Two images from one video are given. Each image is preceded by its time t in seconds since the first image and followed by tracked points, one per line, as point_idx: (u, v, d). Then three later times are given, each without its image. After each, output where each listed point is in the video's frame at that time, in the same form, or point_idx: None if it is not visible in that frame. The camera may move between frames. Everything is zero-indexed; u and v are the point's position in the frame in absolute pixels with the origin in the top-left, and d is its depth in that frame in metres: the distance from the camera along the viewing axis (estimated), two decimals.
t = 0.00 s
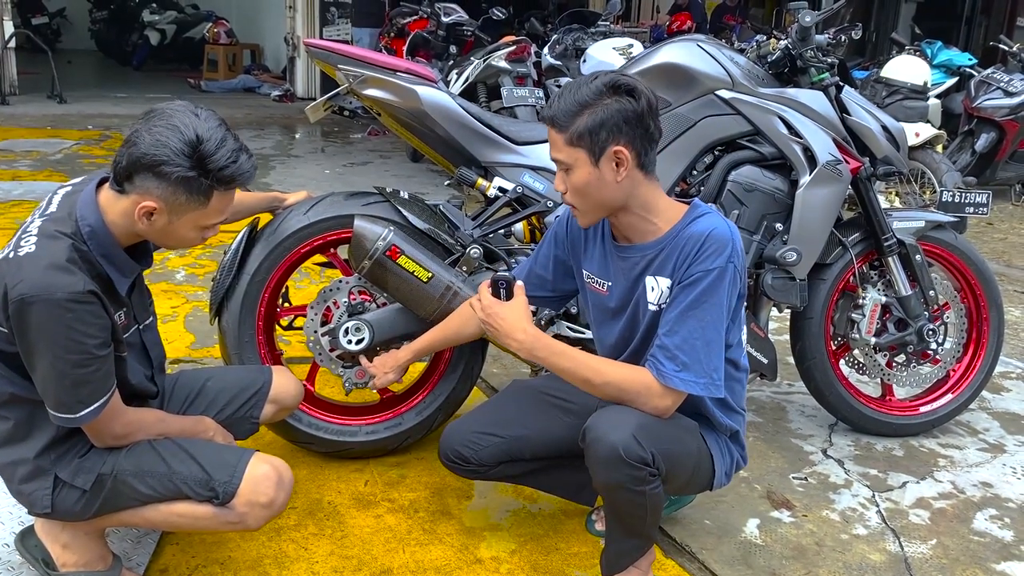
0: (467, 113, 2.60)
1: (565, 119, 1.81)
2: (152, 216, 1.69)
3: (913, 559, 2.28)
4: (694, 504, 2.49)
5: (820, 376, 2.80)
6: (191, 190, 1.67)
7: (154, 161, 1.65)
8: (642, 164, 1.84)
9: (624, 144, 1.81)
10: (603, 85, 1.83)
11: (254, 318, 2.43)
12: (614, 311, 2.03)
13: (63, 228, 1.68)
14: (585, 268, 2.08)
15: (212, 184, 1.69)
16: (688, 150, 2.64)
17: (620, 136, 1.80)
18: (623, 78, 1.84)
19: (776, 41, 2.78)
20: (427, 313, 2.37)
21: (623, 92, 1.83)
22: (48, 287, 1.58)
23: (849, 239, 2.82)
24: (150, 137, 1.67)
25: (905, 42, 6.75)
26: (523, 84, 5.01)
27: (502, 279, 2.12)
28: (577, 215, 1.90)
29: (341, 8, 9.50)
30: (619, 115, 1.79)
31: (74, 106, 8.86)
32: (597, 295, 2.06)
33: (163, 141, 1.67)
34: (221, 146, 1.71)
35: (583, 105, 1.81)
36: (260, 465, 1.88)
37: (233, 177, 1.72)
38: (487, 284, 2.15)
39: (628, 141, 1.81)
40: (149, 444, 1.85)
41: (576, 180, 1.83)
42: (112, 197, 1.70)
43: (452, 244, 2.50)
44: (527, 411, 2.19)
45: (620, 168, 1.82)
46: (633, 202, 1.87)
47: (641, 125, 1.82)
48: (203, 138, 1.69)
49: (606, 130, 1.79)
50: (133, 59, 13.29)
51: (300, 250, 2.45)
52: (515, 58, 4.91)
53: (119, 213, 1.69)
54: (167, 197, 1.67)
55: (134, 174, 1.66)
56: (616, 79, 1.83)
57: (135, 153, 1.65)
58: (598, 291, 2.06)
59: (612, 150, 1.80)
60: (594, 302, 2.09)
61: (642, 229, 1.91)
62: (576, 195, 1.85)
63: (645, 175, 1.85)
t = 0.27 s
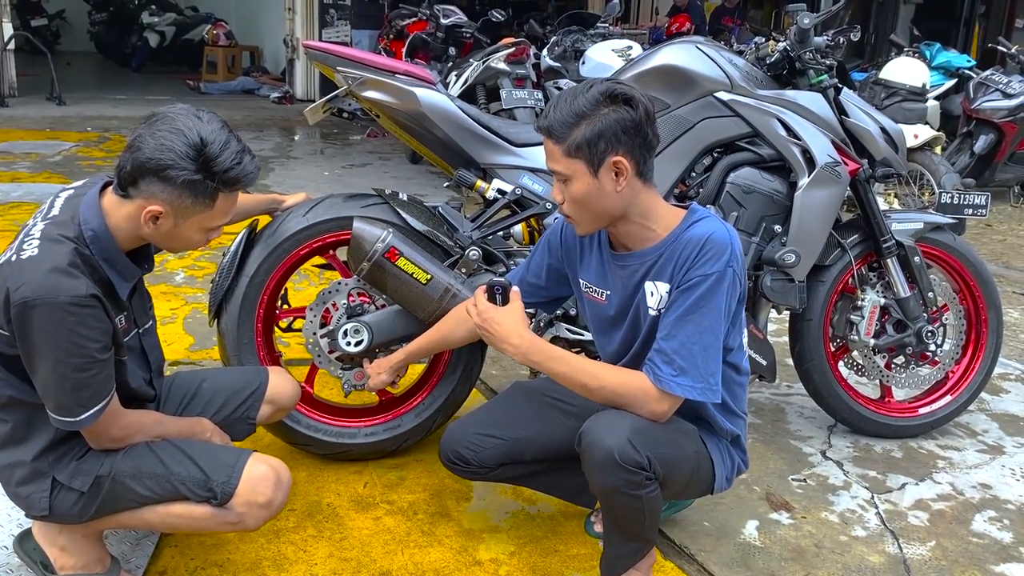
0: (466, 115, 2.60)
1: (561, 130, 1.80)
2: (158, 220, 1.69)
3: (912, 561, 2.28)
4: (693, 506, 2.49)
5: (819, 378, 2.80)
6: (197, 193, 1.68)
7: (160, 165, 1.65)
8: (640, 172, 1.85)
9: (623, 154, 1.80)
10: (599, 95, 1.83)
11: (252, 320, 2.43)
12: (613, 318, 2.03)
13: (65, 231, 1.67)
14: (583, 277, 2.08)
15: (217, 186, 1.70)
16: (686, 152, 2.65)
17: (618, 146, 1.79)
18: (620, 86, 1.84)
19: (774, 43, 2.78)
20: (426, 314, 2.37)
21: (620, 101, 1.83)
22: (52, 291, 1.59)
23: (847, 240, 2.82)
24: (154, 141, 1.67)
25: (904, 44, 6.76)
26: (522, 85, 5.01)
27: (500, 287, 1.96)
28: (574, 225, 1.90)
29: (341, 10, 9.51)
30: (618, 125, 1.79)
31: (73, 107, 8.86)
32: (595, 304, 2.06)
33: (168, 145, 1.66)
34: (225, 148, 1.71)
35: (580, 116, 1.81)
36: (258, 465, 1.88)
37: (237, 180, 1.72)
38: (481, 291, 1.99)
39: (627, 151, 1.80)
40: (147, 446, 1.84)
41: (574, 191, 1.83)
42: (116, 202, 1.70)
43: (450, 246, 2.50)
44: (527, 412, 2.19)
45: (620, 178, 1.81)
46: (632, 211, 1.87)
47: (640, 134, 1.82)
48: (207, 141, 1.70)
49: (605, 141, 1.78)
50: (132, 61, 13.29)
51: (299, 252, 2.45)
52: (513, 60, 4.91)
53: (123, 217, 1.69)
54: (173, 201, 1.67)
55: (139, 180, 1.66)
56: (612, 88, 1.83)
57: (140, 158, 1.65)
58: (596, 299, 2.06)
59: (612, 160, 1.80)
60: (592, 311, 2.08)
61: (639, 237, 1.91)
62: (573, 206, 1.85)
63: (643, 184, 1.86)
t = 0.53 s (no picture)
0: (465, 116, 2.61)
1: (579, 120, 1.78)
2: (165, 217, 1.70)
3: (912, 562, 2.28)
4: (692, 507, 2.48)
5: (819, 379, 2.80)
6: (202, 186, 1.68)
7: (162, 163, 1.64)
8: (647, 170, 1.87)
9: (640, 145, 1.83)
10: (613, 87, 1.85)
11: (252, 322, 2.43)
12: (609, 322, 2.03)
13: (65, 232, 1.67)
14: (577, 282, 2.08)
15: (220, 177, 1.71)
16: (685, 154, 2.65)
17: (636, 137, 1.82)
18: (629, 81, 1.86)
19: (773, 44, 2.78)
20: (425, 315, 2.36)
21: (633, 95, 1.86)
22: (52, 291, 1.59)
23: (846, 241, 2.82)
24: (151, 141, 1.66)
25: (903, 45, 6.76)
26: (522, 87, 5.01)
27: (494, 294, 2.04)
28: (578, 224, 1.86)
29: (340, 12, 9.51)
30: (635, 116, 1.82)
31: (73, 110, 8.87)
32: (591, 308, 2.06)
33: (166, 141, 1.66)
34: (222, 138, 1.71)
35: (598, 105, 1.80)
36: (256, 468, 1.88)
37: (239, 167, 1.73)
38: (476, 298, 2.06)
39: (643, 142, 1.83)
40: (146, 448, 1.84)
41: (588, 183, 1.80)
42: (117, 205, 1.70)
43: (450, 248, 2.51)
44: (527, 415, 2.19)
45: (635, 169, 1.83)
46: (637, 207, 1.87)
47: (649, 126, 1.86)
48: (203, 133, 1.70)
49: (625, 131, 1.80)
50: (132, 63, 13.30)
51: (297, 253, 2.45)
52: (513, 62, 4.91)
53: (124, 219, 1.69)
54: (179, 197, 1.67)
55: (141, 180, 1.66)
56: (626, 82, 1.85)
57: (140, 159, 1.65)
58: (592, 303, 2.06)
59: (630, 150, 1.81)
60: (588, 315, 2.08)
61: (637, 239, 1.91)
62: (583, 200, 1.82)
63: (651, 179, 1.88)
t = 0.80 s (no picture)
0: (464, 119, 2.61)
1: (625, 101, 1.80)
2: (181, 212, 1.71)
3: (911, 565, 2.28)
4: (692, 510, 2.48)
5: (819, 382, 2.80)
6: (216, 176, 1.70)
7: (177, 157, 1.65)
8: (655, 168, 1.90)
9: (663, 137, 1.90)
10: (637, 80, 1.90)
11: (251, 325, 2.43)
12: (608, 322, 2.03)
13: (70, 235, 1.67)
14: (576, 282, 2.08)
15: (232, 165, 1.73)
16: (684, 156, 2.65)
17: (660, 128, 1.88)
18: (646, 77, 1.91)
19: (773, 46, 2.79)
20: (424, 318, 2.36)
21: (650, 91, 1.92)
22: (57, 293, 1.59)
23: (846, 244, 2.82)
24: (163, 136, 1.67)
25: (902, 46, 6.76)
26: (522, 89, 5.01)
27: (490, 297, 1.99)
28: (611, 211, 1.81)
29: (340, 14, 9.52)
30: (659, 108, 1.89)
31: (73, 112, 8.88)
32: (590, 308, 2.06)
33: (178, 135, 1.67)
34: (231, 128, 1.75)
35: (637, 91, 1.82)
36: (253, 469, 1.88)
37: (247, 154, 1.76)
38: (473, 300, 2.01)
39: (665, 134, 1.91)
40: (143, 451, 1.84)
41: (631, 167, 1.80)
42: (124, 207, 1.70)
43: (449, 251, 2.51)
44: (525, 417, 2.19)
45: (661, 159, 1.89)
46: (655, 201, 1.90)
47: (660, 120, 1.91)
48: (212, 124, 1.72)
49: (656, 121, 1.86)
50: (132, 65, 13.31)
51: (296, 257, 2.45)
52: (512, 64, 4.91)
53: (133, 220, 1.70)
54: (196, 189, 1.69)
55: (156, 177, 1.66)
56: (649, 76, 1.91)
57: (154, 157, 1.65)
58: (591, 303, 2.06)
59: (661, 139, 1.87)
60: (587, 316, 2.08)
61: (643, 237, 1.91)
62: (625, 183, 1.80)
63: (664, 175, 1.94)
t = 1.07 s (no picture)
0: (465, 122, 2.61)
1: (636, 99, 1.81)
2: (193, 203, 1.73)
3: (911, 567, 2.28)
4: (691, 512, 2.49)
5: (819, 384, 2.80)
6: (224, 164, 1.73)
7: (187, 148, 1.67)
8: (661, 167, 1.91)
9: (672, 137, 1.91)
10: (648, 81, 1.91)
11: (251, 328, 2.44)
12: (611, 322, 2.04)
13: (81, 238, 1.67)
14: (579, 281, 2.08)
15: (238, 153, 1.76)
16: (684, 159, 2.65)
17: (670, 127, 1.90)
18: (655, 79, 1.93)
19: (773, 49, 2.80)
20: (424, 321, 2.37)
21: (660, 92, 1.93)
22: (71, 295, 1.59)
23: (845, 246, 2.82)
24: (169, 130, 1.68)
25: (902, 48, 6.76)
26: (522, 92, 5.01)
27: (496, 294, 1.97)
28: (618, 206, 1.81)
29: (341, 17, 9.53)
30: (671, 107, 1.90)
31: (74, 115, 8.90)
32: (593, 308, 2.06)
33: (184, 127, 1.69)
34: (233, 117, 1.77)
35: (648, 91, 1.84)
36: (250, 469, 1.88)
37: (250, 142, 1.79)
38: (478, 298, 1.99)
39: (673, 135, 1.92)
40: (139, 453, 1.84)
41: (639, 163, 1.81)
42: (134, 207, 1.71)
43: (449, 253, 2.51)
44: (524, 420, 2.19)
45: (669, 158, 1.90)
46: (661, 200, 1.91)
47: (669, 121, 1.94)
48: (215, 113, 1.75)
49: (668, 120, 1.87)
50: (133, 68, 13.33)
51: (297, 260, 2.45)
52: (513, 67, 4.92)
53: (148, 219, 1.71)
54: (207, 179, 1.71)
55: (167, 171, 1.68)
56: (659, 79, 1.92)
57: (163, 151, 1.66)
58: (594, 303, 2.06)
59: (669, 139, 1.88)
60: (589, 315, 2.09)
61: (647, 238, 1.92)
62: (634, 180, 1.80)
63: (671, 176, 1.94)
